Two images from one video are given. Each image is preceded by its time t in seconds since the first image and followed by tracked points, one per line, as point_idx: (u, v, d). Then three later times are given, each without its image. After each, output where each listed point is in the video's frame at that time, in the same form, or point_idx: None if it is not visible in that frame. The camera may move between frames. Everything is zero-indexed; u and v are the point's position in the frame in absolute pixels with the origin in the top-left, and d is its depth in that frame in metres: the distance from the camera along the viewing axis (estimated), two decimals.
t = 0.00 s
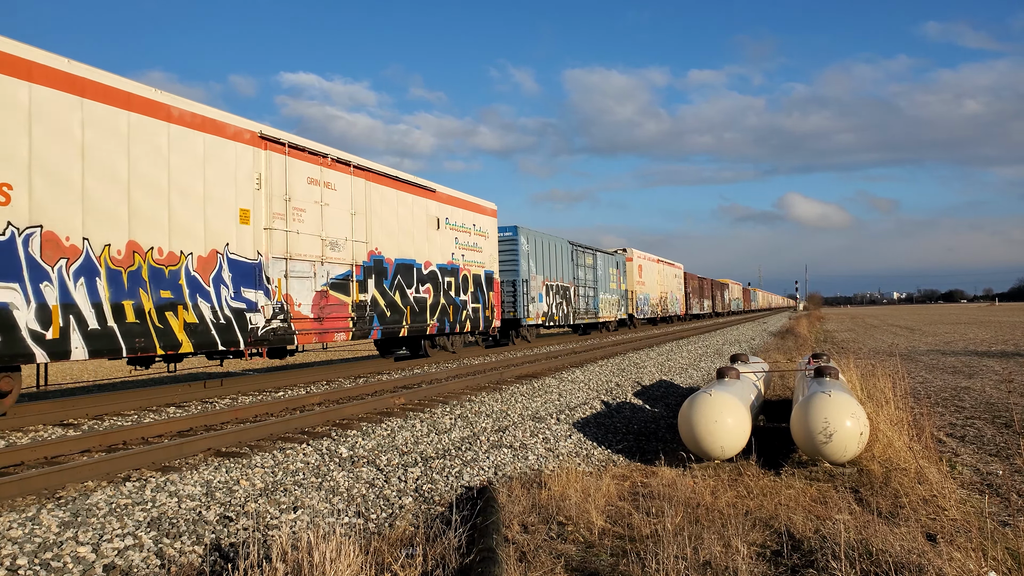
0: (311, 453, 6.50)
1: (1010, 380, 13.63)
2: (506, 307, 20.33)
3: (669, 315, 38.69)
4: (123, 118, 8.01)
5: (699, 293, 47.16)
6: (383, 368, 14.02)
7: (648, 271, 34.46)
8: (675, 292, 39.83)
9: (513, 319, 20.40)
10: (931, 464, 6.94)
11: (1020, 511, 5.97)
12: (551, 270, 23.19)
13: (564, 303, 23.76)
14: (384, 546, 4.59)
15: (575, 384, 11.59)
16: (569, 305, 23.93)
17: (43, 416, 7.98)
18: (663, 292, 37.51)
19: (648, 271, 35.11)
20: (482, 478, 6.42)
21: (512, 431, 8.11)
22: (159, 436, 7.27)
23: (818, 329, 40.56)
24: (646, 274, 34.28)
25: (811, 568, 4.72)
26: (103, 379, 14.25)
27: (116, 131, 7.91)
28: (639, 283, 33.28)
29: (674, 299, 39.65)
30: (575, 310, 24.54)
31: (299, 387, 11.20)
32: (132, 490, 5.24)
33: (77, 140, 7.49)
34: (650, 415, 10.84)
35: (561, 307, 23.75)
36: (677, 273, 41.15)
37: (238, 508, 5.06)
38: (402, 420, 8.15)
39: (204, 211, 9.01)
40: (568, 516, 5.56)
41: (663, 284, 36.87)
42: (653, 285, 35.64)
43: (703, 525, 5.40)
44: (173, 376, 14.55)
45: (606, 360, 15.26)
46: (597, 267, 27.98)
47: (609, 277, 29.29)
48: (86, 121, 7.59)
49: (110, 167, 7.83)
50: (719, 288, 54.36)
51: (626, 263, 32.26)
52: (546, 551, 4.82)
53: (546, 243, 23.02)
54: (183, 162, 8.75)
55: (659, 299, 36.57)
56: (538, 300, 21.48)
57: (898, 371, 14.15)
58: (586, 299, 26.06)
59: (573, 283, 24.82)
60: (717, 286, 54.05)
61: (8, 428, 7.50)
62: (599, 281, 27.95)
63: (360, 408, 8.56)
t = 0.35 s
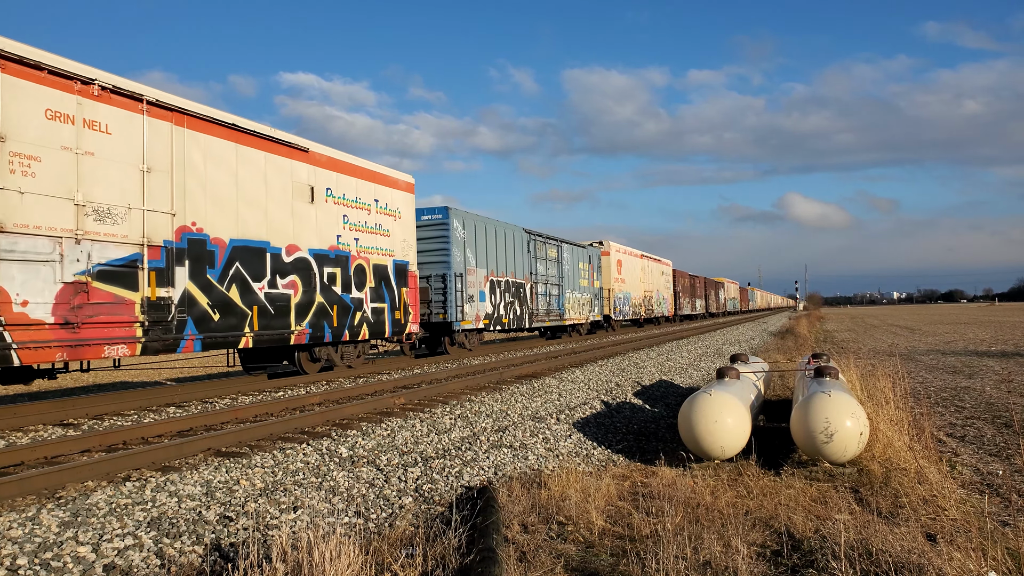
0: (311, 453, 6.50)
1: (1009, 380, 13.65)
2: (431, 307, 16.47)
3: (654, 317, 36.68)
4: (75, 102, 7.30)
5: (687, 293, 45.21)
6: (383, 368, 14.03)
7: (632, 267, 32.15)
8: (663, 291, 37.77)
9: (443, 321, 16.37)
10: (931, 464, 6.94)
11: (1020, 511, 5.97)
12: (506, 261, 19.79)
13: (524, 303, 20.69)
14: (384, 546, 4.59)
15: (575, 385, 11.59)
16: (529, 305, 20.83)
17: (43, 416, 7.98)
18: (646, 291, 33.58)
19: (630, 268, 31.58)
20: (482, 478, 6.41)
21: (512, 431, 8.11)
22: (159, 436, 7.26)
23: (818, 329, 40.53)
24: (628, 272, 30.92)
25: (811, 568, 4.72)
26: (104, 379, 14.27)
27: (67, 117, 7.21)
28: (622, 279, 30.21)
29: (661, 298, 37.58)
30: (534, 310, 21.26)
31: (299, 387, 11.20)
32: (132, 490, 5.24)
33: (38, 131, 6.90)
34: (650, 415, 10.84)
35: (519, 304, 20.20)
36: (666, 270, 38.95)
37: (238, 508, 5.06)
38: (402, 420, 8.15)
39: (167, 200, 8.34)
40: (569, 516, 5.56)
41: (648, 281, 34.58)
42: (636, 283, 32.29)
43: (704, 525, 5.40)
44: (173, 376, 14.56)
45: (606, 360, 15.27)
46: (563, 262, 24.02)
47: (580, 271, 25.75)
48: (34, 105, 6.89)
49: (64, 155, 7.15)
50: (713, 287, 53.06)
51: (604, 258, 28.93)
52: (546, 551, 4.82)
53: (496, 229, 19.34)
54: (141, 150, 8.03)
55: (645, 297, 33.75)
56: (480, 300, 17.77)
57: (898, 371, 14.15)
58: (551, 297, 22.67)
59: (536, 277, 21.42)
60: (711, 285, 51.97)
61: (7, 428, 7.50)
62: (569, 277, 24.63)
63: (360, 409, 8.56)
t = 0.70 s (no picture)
0: (311, 453, 6.50)
1: (1009, 380, 13.65)
2: (309, 308, 12.29)
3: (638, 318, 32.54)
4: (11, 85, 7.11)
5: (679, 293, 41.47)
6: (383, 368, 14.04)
7: (613, 264, 28.87)
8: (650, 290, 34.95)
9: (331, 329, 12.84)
10: (930, 464, 6.95)
11: (1020, 511, 5.97)
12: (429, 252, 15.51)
13: (460, 300, 16.63)
14: (384, 546, 4.60)
15: (575, 385, 11.60)
16: (466, 304, 16.81)
17: (43, 416, 7.98)
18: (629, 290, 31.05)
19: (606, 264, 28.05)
20: (482, 478, 6.42)
21: (512, 431, 8.12)
22: (159, 436, 7.26)
23: (819, 329, 40.49)
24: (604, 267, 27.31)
25: (810, 568, 4.72)
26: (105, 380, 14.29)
27: None
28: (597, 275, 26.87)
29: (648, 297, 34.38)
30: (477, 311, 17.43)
31: (299, 387, 11.21)
32: (132, 490, 5.25)
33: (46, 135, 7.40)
34: (650, 415, 10.84)
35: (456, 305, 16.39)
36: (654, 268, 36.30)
37: (238, 508, 5.06)
38: (402, 420, 8.16)
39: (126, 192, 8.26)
40: (568, 516, 5.56)
41: (631, 280, 31.67)
42: (618, 280, 29.40)
43: (703, 525, 5.41)
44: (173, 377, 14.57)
45: (606, 360, 15.27)
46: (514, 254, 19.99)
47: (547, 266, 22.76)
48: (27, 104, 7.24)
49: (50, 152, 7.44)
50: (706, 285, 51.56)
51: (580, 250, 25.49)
52: (546, 551, 4.82)
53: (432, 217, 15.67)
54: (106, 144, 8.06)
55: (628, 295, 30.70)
56: (388, 299, 13.84)
57: (898, 370, 14.15)
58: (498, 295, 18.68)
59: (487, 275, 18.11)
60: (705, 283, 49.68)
61: (7, 429, 7.51)
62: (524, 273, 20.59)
63: (361, 408, 8.56)
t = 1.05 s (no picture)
0: (311, 453, 6.50)
1: (1009, 380, 13.65)
2: (74, 311, 8.29)
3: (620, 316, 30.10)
4: None
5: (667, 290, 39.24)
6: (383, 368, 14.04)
7: (587, 257, 26.14)
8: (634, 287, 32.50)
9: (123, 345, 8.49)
10: (931, 464, 6.95)
11: (1020, 511, 5.97)
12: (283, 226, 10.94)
13: (347, 298, 12.23)
14: (384, 546, 4.60)
15: (575, 384, 11.60)
16: (358, 304, 12.45)
17: (43, 416, 7.98)
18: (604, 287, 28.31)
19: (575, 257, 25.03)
20: (482, 478, 6.42)
21: (512, 431, 8.11)
22: (159, 436, 7.26)
23: (819, 329, 40.46)
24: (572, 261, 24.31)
25: (810, 568, 4.73)
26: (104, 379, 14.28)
27: None
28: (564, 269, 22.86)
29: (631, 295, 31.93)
30: (377, 313, 12.94)
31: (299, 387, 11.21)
32: (132, 490, 5.24)
33: None
34: (650, 415, 10.84)
35: (340, 305, 12.00)
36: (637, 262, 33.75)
37: (238, 508, 5.06)
38: (402, 420, 8.15)
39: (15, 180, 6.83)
40: (568, 517, 5.56)
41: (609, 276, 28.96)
42: (591, 277, 26.11)
43: (703, 525, 5.40)
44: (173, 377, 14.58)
45: (606, 360, 15.27)
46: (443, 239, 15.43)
47: (490, 256, 18.02)
48: None
49: None
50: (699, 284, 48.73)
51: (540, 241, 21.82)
52: (546, 551, 4.82)
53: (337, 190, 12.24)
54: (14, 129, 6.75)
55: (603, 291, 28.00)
56: (214, 295, 9.62)
57: (899, 370, 14.15)
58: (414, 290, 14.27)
59: (400, 266, 13.76)
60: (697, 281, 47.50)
61: (7, 428, 7.50)
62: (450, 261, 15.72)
63: (360, 408, 8.56)
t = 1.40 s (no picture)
0: (311, 453, 6.51)
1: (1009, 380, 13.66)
2: None
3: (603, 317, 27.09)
4: None
5: (656, 289, 36.20)
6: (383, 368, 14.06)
7: (551, 248, 22.53)
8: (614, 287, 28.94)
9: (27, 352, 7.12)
10: (931, 464, 6.95)
11: (1020, 511, 5.98)
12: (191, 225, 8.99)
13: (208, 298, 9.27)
14: (384, 546, 4.60)
15: (575, 385, 11.61)
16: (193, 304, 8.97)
17: (44, 416, 7.99)
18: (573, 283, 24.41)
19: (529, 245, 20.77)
20: (482, 478, 6.42)
21: (512, 431, 8.12)
22: (160, 436, 7.27)
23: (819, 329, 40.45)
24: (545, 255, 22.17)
25: (810, 568, 4.73)
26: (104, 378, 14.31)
27: None
28: (520, 262, 19.97)
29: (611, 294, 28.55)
30: (192, 318, 8.95)
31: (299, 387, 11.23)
32: (132, 490, 5.25)
33: None
34: (650, 415, 10.85)
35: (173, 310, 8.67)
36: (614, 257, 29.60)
37: (238, 508, 5.07)
38: (402, 420, 8.16)
39: None
40: (568, 517, 5.56)
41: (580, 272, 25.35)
42: (558, 271, 22.86)
43: (704, 525, 5.41)
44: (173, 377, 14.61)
45: (606, 360, 15.28)
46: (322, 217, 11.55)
47: (408, 244, 14.36)
48: None
49: None
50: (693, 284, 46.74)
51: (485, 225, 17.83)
52: (547, 551, 4.82)
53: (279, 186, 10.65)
54: None
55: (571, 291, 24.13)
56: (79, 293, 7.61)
57: (899, 371, 14.15)
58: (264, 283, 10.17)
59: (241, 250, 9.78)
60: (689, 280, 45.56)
61: (8, 428, 7.52)
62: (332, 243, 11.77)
63: (361, 408, 8.57)
